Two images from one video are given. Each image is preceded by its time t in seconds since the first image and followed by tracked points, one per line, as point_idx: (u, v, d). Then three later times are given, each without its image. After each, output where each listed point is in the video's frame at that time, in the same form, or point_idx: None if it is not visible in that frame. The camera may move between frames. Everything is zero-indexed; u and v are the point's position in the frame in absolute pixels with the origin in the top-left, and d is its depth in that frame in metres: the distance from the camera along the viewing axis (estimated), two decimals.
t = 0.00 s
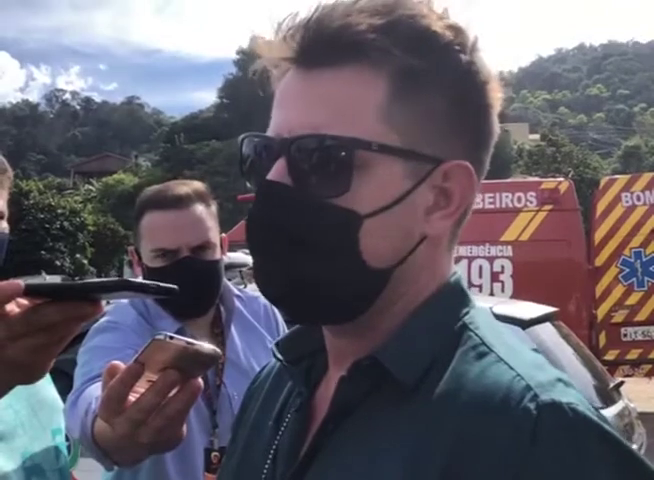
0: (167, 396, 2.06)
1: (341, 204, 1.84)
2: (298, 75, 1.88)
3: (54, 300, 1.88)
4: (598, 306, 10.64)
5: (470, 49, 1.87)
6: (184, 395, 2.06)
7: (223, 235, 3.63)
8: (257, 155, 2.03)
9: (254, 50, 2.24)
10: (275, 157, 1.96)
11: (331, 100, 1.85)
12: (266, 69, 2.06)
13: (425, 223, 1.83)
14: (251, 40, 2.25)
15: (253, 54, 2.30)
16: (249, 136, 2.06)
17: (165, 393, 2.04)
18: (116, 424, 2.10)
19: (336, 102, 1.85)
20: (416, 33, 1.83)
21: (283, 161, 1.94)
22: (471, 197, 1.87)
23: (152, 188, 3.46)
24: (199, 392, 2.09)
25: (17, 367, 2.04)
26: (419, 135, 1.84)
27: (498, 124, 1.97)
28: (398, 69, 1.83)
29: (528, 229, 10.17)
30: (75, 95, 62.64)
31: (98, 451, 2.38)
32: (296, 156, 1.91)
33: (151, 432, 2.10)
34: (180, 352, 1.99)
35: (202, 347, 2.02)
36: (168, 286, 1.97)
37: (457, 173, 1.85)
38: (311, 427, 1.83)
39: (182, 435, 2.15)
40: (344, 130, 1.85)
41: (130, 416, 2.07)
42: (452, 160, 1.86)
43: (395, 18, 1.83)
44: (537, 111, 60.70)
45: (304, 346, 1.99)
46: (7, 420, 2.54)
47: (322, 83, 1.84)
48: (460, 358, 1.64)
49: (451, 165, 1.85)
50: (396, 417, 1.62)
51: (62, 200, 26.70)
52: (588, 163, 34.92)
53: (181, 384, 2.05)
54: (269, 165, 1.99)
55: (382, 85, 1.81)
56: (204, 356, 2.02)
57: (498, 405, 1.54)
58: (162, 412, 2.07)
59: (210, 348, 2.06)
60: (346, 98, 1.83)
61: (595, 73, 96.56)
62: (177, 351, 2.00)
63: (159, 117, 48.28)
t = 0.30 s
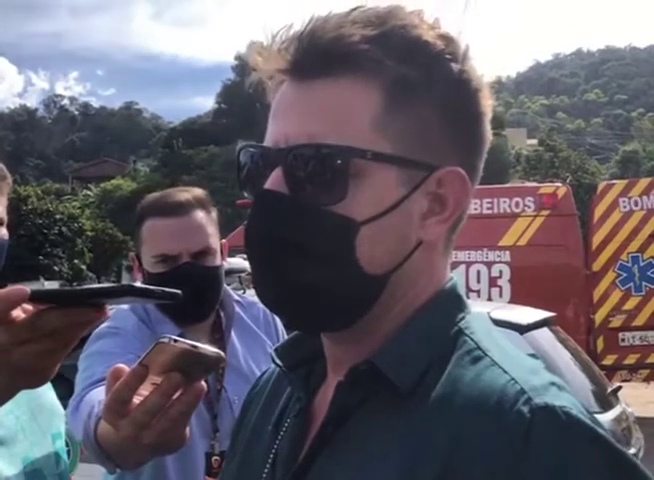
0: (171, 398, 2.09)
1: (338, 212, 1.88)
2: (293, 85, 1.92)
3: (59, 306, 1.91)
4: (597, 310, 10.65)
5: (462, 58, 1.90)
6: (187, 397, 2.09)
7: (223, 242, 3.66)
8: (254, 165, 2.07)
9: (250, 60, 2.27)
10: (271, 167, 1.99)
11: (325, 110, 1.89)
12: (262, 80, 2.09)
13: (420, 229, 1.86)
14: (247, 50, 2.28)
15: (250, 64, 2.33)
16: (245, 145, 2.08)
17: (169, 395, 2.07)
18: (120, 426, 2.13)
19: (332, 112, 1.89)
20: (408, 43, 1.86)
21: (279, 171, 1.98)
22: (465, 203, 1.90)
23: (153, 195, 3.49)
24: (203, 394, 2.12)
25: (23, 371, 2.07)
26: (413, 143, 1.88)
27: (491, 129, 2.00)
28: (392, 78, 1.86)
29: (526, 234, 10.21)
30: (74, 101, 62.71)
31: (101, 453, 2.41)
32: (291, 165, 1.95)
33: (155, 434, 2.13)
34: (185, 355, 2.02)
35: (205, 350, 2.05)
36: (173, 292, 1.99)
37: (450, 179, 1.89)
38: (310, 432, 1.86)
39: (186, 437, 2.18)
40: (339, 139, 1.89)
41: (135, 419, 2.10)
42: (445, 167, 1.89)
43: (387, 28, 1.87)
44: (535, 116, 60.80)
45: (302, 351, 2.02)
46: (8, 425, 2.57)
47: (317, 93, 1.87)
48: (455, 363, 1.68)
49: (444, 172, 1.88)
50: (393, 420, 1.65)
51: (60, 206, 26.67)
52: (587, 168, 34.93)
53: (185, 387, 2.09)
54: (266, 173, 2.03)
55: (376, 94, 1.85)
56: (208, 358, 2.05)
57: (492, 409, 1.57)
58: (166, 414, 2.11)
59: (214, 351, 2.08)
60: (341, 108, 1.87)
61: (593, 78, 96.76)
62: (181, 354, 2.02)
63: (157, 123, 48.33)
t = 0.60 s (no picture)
0: (168, 397, 2.09)
1: (339, 212, 1.89)
2: (291, 86, 1.93)
3: (58, 309, 1.91)
4: (594, 311, 10.66)
5: (459, 59, 1.91)
6: (185, 396, 2.09)
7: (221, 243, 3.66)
8: (252, 165, 2.07)
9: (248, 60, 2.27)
10: (270, 167, 2.00)
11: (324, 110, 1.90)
12: (259, 80, 2.09)
13: (418, 228, 1.87)
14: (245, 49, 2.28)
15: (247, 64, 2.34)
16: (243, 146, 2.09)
17: (166, 394, 2.07)
18: (118, 425, 2.14)
19: (331, 112, 1.89)
20: (405, 43, 1.86)
21: (279, 171, 1.98)
22: (462, 202, 1.91)
23: (151, 196, 3.50)
24: (200, 393, 2.13)
25: (22, 374, 2.07)
26: (410, 142, 1.88)
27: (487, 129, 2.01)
28: (389, 77, 1.86)
29: (523, 236, 10.22)
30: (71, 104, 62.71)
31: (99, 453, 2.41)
32: (290, 165, 1.96)
33: (153, 433, 2.13)
34: (182, 354, 2.03)
35: (202, 349, 2.05)
36: (170, 294, 2.01)
37: (448, 178, 1.89)
38: (306, 430, 1.86)
39: (183, 436, 2.19)
40: (337, 138, 1.90)
41: (133, 418, 2.11)
42: (443, 167, 1.90)
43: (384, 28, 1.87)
44: (531, 118, 60.93)
45: (299, 350, 2.02)
46: (6, 428, 2.56)
47: (314, 93, 1.88)
48: (452, 360, 1.68)
49: (442, 171, 1.89)
50: (390, 417, 1.66)
51: (57, 209, 26.69)
52: (583, 170, 34.98)
53: (182, 385, 2.09)
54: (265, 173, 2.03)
55: (374, 93, 1.85)
56: (205, 357, 2.05)
57: (489, 406, 1.58)
58: (164, 413, 2.11)
59: (211, 349, 2.09)
60: (339, 107, 1.88)
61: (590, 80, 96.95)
62: (178, 353, 2.03)
63: (155, 125, 48.35)
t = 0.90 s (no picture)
0: (166, 398, 2.12)
1: (342, 211, 1.92)
2: (297, 87, 1.95)
3: (57, 311, 1.94)
4: (591, 311, 10.71)
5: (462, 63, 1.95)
6: (183, 395, 2.12)
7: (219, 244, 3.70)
8: (255, 166, 2.11)
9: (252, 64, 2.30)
10: (275, 165, 2.03)
11: (329, 112, 1.93)
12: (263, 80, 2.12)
13: (420, 228, 1.90)
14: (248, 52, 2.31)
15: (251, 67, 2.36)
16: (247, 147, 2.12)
17: (164, 394, 2.10)
18: (116, 426, 2.16)
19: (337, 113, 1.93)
20: (409, 47, 1.90)
21: (284, 170, 2.02)
22: (462, 204, 1.94)
23: (150, 197, 3.53)
24: (197, 393, 2.15)
25: (21, 376, 2.09)
26: (413, 143, 1.91)
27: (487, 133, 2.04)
28: (393, 79, 1.90)
29: (519, 236, 10.26)
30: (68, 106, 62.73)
31: (98, 454, 2.44)
32: (294, 166, 1.99)
33: (151, 433, 2.16)
34: (180, 354, 2.05)
35: (200, 349, 2.08)
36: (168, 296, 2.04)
37: (449, 180, 1.93)
38: (307, 427, 1.89)
39: (181, 436, 2.21)
40: (341, 139, 1.92)
41: (131, 418, 2.13)
42: (445, 168, 1.93)
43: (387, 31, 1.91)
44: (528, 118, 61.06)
45: (301, 349, 2.05)
46: (5, 429, 2.58)
47: (320, 95, 1.91)
48: (453, 360, 1.72)
49: (444, 173, 1.93)
50: (390, 415, 1.69)
51: (54, 210, 26.73)
52: (580, 170, 35.07)
53: (180, 385, 2.12)
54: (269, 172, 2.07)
55: (378, 95, 1.88)
56: (202, 357, 2.08)
57: (490, 404, 1.61)
58: (162, 413, 2.14)
59: (209, 348, 2.11)
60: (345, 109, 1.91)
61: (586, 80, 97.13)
62: (176, 353, 2.05)
63: (152, 126, 48.42)
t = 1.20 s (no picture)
0: (163, 397, 2.10)
1: (338, 201, 1.90)
2: (302, 79, 1.95)
3: (54, 311, 1.92)
4: (589, 310, 10.71)
5: (468, 62, 1.94)
6: (179, 395, 2.10)
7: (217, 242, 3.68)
8: (257, 159, 2.10)
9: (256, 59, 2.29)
10: (276, 155, 2.02)
11: (332, 105, 1.92)
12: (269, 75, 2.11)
13: (417, 225, 1.88)
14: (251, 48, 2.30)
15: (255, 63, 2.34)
16: (251, 141, 2.11)
17: (160, 394, 2.07)
18: (113, 425, 2.14)
19: (340, 105, 1.92)
20: (414, 44, 1.90)
21: (284, 159, 2.01)
22: (461, 202, 1.93)
23: (147, 196, 3.50)
24: (194, 393, 2.13)
25: (17, 376, 2.07)
26: (414, 139, 1.90)
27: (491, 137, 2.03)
28: (396, 74, 1.88)
29: (517, 234, 10.24)
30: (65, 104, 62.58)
31: (95, 453, 2.42)
32: (295, 159, 1.98)
33: (148, 432, 2.14)
34: (177, 352, 2.03)
35: (197, 347, 2.06)
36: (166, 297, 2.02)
37: (449, 178, 1.91)
38: (304, 425, 1.87)
39: (177, 436, 2.19)
40: (342, 132, 1.92)
41: (128, 418, 2.11)
42: (444, 166, 1.91)
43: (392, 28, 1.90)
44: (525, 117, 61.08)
45: (299, 347, 2.04)
46: (2, 428, 2.56)
47: (324, 86, 1.90)
48: (451, 359, 1.70)
49: (443, 171, 1.91)
50: (388, 413, 1.68)
51: (51, 208, 26.62)
52: (577, 169, 35.08)
53: (177, 385, 2.10)
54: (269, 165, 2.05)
55: (380, 88, 1.87)
56: (199, 356, 2.06)
57: (487, 404, 1.59)
58: (159, 412, 2.12)
59: (206, 348, 2.10)
60: (347, 102, 1.91)
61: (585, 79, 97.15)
62: (173, 352, 2.03)
63: (150, 125, 48.37)
